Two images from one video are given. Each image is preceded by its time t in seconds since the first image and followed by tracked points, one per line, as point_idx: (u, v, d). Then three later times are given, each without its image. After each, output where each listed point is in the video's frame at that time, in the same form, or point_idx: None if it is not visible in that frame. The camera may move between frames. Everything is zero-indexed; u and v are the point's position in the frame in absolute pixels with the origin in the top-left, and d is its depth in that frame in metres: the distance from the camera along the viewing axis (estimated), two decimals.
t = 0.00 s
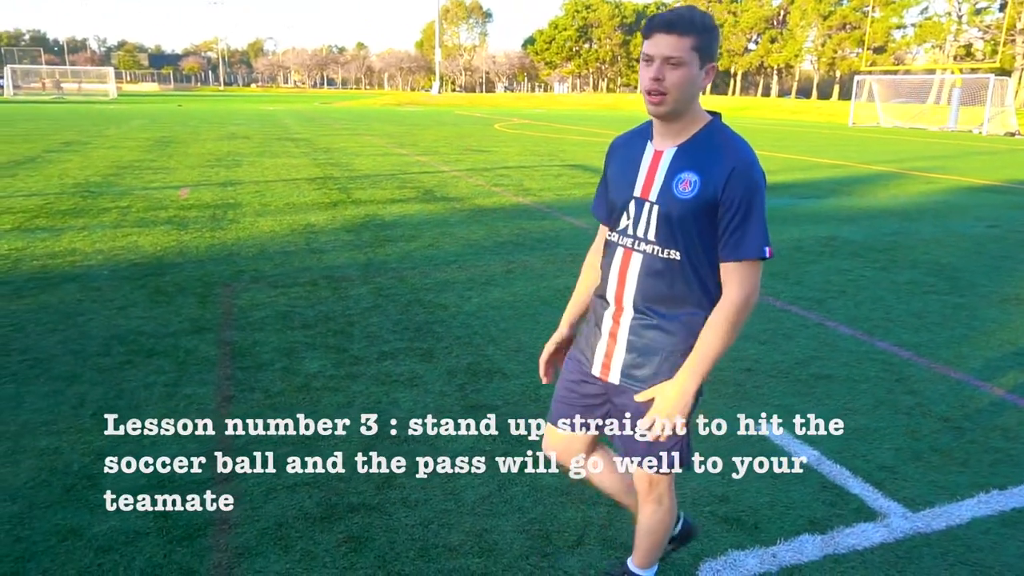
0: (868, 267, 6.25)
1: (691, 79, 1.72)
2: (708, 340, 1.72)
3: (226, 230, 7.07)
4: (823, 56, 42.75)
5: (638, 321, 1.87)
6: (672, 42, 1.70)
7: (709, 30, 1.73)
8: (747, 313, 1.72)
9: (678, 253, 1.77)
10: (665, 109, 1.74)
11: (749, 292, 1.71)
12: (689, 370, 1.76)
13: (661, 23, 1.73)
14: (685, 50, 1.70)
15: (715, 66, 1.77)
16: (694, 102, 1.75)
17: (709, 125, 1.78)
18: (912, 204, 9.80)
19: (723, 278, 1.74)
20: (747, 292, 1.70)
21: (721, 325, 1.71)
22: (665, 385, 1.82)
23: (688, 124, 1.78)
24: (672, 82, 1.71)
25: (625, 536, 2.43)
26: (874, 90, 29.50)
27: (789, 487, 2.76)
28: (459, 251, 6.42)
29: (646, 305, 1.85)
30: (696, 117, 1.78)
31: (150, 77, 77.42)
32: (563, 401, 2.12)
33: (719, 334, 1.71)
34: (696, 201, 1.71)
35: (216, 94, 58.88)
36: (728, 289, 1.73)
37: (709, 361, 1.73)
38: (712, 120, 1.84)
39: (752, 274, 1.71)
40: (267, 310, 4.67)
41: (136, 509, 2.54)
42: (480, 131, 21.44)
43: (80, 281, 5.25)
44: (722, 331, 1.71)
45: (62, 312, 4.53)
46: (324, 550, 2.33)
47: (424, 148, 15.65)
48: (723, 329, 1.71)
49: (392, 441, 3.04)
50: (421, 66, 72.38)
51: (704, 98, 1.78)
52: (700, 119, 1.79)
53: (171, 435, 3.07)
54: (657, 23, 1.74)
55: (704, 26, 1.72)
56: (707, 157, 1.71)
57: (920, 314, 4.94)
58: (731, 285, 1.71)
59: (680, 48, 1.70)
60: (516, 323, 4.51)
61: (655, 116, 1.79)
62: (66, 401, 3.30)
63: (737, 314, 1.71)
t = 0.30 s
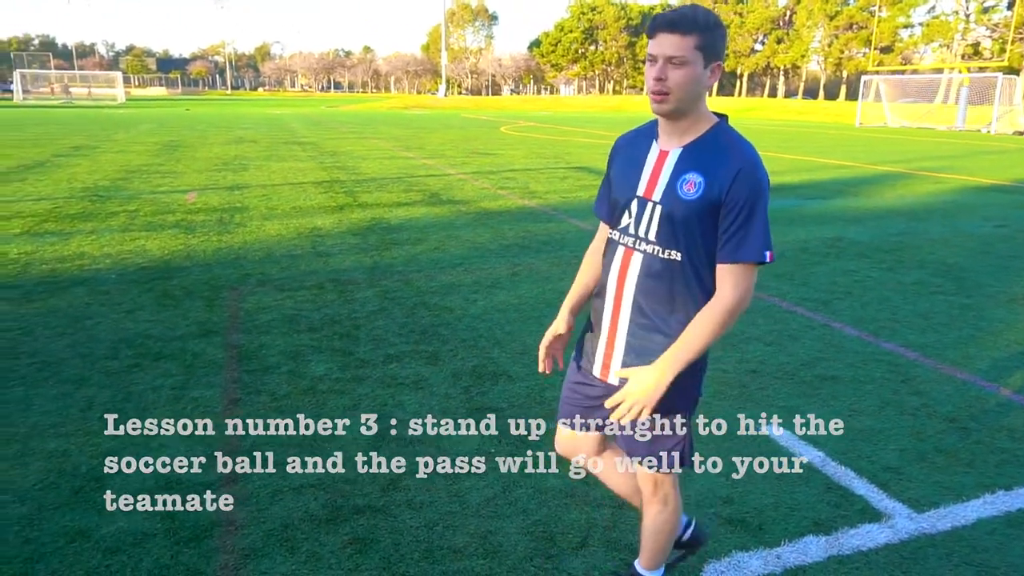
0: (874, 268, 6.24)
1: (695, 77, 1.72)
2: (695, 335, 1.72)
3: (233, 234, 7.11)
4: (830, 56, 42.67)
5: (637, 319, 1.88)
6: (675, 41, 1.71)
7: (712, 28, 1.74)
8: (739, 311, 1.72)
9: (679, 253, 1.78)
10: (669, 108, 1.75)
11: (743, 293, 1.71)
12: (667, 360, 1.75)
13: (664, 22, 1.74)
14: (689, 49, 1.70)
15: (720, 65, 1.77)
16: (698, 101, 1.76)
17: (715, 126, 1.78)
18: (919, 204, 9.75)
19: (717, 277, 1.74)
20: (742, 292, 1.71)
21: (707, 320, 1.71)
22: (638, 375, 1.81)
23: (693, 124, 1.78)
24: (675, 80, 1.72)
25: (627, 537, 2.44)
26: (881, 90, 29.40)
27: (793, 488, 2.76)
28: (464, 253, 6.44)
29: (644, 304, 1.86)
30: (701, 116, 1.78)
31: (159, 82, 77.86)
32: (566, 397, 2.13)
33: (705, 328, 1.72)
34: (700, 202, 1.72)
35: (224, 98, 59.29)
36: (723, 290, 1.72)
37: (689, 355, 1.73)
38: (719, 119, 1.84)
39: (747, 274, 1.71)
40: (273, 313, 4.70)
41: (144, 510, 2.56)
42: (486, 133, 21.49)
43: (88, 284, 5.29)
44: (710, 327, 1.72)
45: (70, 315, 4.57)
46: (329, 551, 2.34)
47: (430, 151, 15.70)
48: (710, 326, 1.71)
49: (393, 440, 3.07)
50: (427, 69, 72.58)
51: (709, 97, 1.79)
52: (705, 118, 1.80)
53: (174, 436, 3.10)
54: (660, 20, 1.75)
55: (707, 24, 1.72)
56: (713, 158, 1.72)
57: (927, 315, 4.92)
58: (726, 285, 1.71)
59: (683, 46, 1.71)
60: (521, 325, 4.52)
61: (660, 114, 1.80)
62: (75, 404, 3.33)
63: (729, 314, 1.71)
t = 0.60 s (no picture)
0: (881, 290, 6.23)
1: (698, 109, 1.76)
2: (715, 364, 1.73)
3: (242, 261, 7.17)
4: (834, 79, 42.93)
5: (641, 343, 1.89)
6: (680, 72, 1.74)
7: (712, 60, 1.78)
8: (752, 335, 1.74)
9: (679, 280, 1.79)
10: (673, 138, 1.78)
11: (751, 317, 1.73)
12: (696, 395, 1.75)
13: (668, 53, 1.76)
14: (691, 80, 1.74)
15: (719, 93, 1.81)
16: (701, 129, 1.80)
17: (712, 154, 1.81)
18: (925, 226, 9.75)
19: (727, 304, 1.75)
20: (752, 317, 1.73)
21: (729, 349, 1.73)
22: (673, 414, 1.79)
23: (694, 151, 1.81)
24: (681, 112, 1.75)
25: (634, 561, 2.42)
26: (886, 112, 29.52)
27: (801, 512, 2.75)
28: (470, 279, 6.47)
29: (645, 328, 1.88)
30: (701, 145, 1.82)
31: (170, 112, 78.97)
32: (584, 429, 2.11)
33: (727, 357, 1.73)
34: (701, 228, 1.74)
35: (234, 127, 60.11)
36: (732, 315, 1.74)
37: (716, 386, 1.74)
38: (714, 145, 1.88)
39: (756, 298, 1.73)
40: (281, 340, 4.73)
41: (152, 536, 2.57)
42: (492, 159, 21.66)
43: (98, 312, 5.34)
44: (729, 355, 1.73)
45: (80, 343, 4.61)
46: None
47: (437, 177, 15.83)
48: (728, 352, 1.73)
49: (396, 455, 3.16)
50: (434, 96, 73.40)
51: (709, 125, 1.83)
52: (704, 146, 1.83)
53: (183, 462, 3.11)
54: (663, 52, 1.78)
55: (708, 56, 1.76)
56: (712, 185, 1.74)
57: (935, 337, 4.91)
58: (734, 311, 1.73)
59: (689, 78, 1.74)
60: (528, 350, 4.53)
61: (661, 142, 1.83)
62: (84, 431, 3.35)
63: (743, 339, 1.73)
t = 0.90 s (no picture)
0: (891, 314, 6.20)
1: (699, 134, 1.79)
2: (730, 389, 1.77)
3: (251, 283, 7.22)
4: (843, 103, 43.11)
5: (643, 365, 1.89)
6: (681, 98, 1.77)
7: (712, 87, 1.82)
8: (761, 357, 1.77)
9: (683, 303, 1.80)
10: (675, 162, 1.80)
11: (758, 340, 1.77)
12: (713, 423, 1.78)
13: (668, 80, 1.80)
14: (691, 106, 1.77)
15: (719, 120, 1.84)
16: (702, 155, 1.82)
17: (713, 180, 1.83)
18: (936, 250, 9.72)
19: (734, 327, 1.79)
20: (760, 340, 1.77)
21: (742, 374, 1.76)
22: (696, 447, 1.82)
23: (696, 176, 1.83)
24: (683, 137, 1.78)
25: None
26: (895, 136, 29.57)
27: (810, 538, 2.72)
28: (479, 301, 6.49)
29: (648, 350, 1.88)
30: (703, 170, 1.84)
31: (183, 135, 80.10)
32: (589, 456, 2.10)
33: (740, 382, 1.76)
34: (705, 252, 1.76)
35: (246, 150, 60.80)
36: (739, 337, 1.79)
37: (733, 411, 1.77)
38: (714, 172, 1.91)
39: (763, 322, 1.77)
40: (289, 361, 4.75)
41: (157, 558, 2.57)
42: (501, 182, 21.78)
43: (110, 333, 5.38)
44: (740, 379, 1.77)
45: (90, 364, 4.64)
46: None
47: (446, 201, 15.93)
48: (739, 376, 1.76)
49: (393, 462, 3.30)
50: (444, 120, 74.04)
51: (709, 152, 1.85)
52: (705, 171, 1.86)
53: (189, 483, 3.11)
54: (664, 79, 1.81)
55: (707, 83, 1.79)
56: (715, 210, 1.77)
57: (945, 362, 4.87)
58: (743, 334, 1.77)
59: (689, 103, 1.77)
60: (535, 373, 4.53)
61: (662, 167, 1.84)
62: (92, 451, 3.37)
63: (753, 362, 1.77)
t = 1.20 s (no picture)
0: (888, 332, 6.22)
1: (686, 153, 1.82)
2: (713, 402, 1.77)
3: (249, 303, 7.23)
4: (837, 123, 43.48)
5: (637, 383, 1.89)
6: (668, 119, 1.80)
7: (700, 110, 1.85)
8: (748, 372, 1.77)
9: (675, 319, 1.81)
10: (662, 182, 1.82)
11: (746, 355, 1.76)
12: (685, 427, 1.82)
13: (653, 102, 1.83)
14: (676, 126, 1.80)
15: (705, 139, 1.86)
16: (690, 175, 1.85)
17: (701, 198, 1.86)
18: (932, 268, 9.75)
19: (722, 343, 1.79)
20: (748, 354, 1.76)
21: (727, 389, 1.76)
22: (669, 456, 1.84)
23: (684, 194, 1.86)
24: (670, 156, 1.81)
25: None
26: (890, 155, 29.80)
27: (808, 558, 2.71)
28: (476, 320, 6.50)
29: (640, 366, 1.88)
30: (690, 188, 1.87)
31: (181, 156, 80.51)
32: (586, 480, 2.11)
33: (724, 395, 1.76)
34: (693, 268, 1.77)
35: (244, 171, 61.06)
36: (727, 352, 1.78)
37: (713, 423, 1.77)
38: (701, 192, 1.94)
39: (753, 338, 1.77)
40: (286, 382, 4.74)
41: None
42: (498, 201, 21.89)
43: (106, 354, 5.37)
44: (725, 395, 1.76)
45: (87, 385, 4.63)
46: None
47: (444, 220, 15.99)
48: (726, 391, 1.76)
49: (390, 482, 3.29)
50: (441, 140, 74.42)
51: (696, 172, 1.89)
52: (692, 190, 1.88)
53: (186, 504, 3.10)
54: (652, 100, 1.83)
55: (691, 103, 1.83)
56: (704, 227, 1.79)
57: (942, 380, 4.88)
58: (732, 348, 1.77)
59: (677, 125, 1.79)
60: (533, 392, 4.53)
61: (651, 187, 1.87)
62: (88, 473, 3.36)
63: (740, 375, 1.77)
